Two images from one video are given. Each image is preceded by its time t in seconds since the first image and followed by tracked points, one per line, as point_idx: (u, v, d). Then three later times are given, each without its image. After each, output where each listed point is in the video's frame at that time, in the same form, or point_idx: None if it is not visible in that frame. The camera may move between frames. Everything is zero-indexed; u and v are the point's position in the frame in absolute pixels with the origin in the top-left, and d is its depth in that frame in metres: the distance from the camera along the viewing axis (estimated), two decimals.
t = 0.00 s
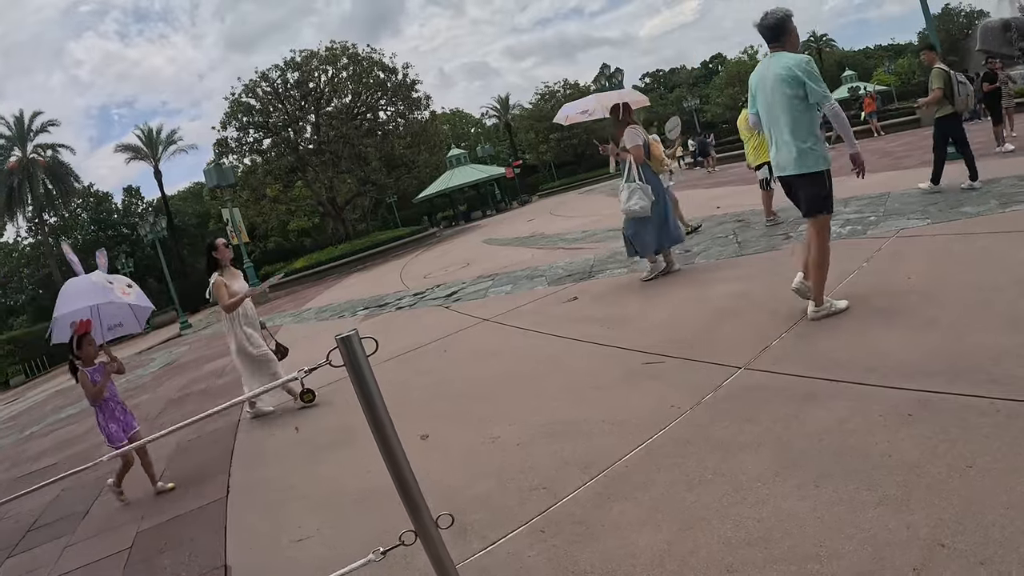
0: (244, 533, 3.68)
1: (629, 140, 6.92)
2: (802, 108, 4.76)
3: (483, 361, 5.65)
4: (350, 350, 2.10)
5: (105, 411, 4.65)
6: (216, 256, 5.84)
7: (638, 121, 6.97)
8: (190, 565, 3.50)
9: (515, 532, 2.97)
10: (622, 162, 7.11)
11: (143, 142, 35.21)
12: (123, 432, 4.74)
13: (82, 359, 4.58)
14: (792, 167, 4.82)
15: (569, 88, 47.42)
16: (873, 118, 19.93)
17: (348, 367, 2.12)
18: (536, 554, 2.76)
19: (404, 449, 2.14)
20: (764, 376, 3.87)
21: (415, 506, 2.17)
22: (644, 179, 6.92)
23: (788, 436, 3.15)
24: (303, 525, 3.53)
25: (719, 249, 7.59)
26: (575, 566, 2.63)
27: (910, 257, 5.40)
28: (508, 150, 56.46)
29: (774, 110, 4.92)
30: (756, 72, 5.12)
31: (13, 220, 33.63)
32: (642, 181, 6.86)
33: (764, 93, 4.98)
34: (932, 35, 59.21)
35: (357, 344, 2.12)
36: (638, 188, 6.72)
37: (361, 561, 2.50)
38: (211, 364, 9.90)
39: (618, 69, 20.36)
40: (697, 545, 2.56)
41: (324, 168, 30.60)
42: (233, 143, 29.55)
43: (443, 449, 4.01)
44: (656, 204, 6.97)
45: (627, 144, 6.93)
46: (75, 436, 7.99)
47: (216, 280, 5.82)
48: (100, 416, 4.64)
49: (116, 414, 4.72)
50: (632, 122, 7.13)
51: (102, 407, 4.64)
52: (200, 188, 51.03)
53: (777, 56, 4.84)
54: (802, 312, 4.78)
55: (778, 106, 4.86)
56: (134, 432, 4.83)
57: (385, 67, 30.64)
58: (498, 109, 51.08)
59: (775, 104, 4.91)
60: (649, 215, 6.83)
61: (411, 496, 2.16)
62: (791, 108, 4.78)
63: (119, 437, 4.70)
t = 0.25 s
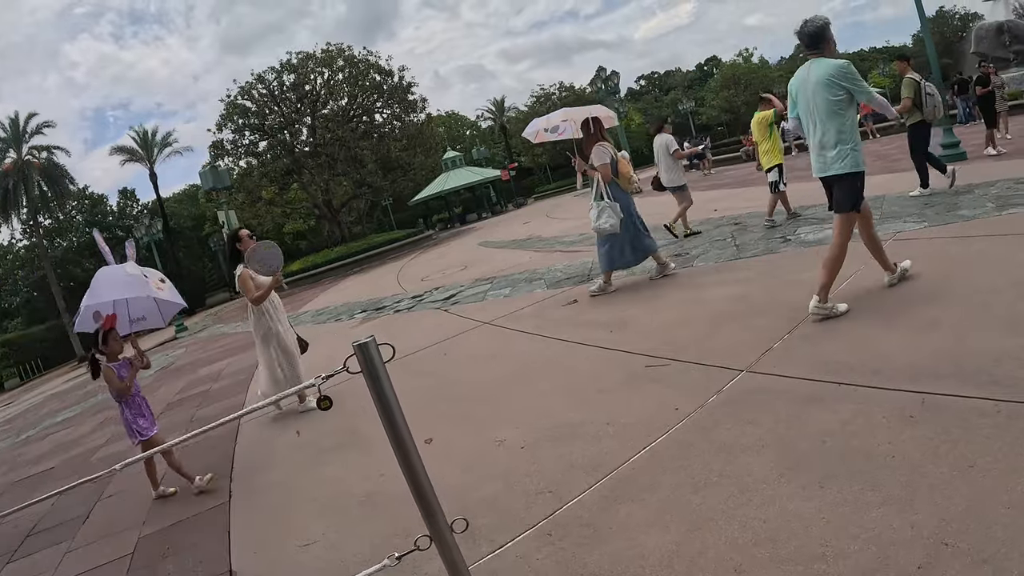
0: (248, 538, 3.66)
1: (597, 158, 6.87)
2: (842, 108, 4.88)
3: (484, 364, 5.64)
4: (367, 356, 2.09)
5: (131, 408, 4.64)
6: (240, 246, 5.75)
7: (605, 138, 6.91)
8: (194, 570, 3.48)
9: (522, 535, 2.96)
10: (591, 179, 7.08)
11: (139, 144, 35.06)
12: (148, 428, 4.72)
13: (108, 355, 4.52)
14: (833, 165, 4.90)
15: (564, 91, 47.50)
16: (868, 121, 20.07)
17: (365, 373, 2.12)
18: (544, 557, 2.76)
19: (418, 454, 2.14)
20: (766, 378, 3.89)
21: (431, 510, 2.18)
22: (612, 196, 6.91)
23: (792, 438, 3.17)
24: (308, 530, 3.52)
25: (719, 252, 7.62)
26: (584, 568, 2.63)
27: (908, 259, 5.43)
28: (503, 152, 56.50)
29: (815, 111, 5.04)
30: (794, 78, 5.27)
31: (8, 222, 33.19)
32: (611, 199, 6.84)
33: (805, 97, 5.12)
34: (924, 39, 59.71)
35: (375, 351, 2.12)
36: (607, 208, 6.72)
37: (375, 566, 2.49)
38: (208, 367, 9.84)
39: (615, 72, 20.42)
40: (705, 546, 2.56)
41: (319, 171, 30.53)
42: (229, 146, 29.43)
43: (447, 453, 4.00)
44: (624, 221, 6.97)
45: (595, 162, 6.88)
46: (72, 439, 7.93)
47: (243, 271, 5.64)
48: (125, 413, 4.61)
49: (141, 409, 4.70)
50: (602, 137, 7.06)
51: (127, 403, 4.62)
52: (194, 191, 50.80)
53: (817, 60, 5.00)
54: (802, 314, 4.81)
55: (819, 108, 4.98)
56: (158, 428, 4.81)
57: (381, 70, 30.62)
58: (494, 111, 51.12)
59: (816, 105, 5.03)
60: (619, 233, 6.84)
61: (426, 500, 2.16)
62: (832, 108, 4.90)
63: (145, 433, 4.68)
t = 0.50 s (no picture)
0: (244, 539, 3.65)
1: (556, 163, 6.87)
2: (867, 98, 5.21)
3: (478, 364, 5.65)
4: (368, 354, 2.10)
5: (158, 400, 4.57)
6: (261, 240, 5.73)
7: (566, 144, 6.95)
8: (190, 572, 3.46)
9: (520, 534, 2.97)
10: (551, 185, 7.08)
11: (130, 145, 34.81)
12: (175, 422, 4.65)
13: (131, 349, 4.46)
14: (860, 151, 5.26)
15: (556, 92, 47.54)
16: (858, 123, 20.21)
17: (366, 371, 2.12)
18: (542, 555, 2.77)
19: (418, 450, 2.15)
20: (760, 378, 3.92)
21: (431, 508, 2.19)
22: (572, 201, 6.89)
23: (786, 436, 3.20)
24: (304, 531, 3.51)
25: (711, 253, 7.66)
26: (581, 566, 2.64)
27: (899, 260, 5.49)
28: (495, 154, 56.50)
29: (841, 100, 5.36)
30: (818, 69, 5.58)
31: None
32: (572, 202, 6.82)
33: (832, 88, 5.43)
34: (913, 42, 60.27)
35: (375, 349, 2.13)
36: (567, 208, 6.66)
37: (375, 565, 2.50)
38: (201, 369, 9.78)
39: (607, 73, 20.47)
40: (702, 543, 2.58)
41: (311, 172, 30.40)
42: (220, 147, 29.27)
43: (443, 453, 4.01)
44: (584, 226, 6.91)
45: (556, 167, 6.87)
46: (63, 442, 7.85)
47: (263, 263, 5.68)
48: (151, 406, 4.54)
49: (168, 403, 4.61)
50: (563, 144, 7.10)
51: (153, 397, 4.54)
52: (185, 193, 50.44)
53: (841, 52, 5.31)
54: (795, 314, 4.85)
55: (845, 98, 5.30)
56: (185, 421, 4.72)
57: (373, 71, 30.56)
58: (486, 113, 51.12)
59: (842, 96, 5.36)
60: (580, 236, 6.76)
61: (426, 498, 2.17)
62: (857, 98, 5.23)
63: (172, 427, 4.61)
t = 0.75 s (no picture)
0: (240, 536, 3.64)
1: (521, 172, 6.92)
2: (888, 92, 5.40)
3: (473, 361, 5.65)
4: (368, 344, 2.11)
5: (180, 386, 4.57)
6: (289, 224, 5.84)
7: (529, 153, 6.97)
8: (185, 569, 3.45)
9: (516, 528, 2.98)
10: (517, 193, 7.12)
11: (121, 144, 34.54)
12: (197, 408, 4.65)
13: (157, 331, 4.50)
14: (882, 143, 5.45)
15: (548, 92, 47.53)
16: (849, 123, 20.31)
17: (365, 360, 2.13)
18: (539, 548, 2.78)
19: (418, 441, 2.15)
20: (753, 373, 3.95)
21: (430, 500, 2.19)
22: (538, 210, 6.98)
23: (780, 429, 3.22)
24: (300, 527, 3.51)
25: (704, 250, 7.70)
26: (579, 558, 2.66)
27: (890, 257, 5.54)
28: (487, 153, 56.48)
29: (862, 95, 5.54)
30: (840, 64, 5.75)
31: None
32: (537, 210, 6.91)
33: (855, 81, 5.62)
34: (903, 43, 60.68)
35: (374, 339, 2.13)
36: (533, 218, 6.78)
37: (372, 557, 2.51)
38: (193, 367, 9.73)
39: (599, 72, 20.49)
40: (698, 535, 2.60)
41: (303, 171, 30.27)
42: (211, 145, 29.11)
43: (438, 449, 4.01)
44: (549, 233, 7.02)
45: (521, 176, 6.93)
46: (54, 441, 7.80)
47: (291, 246, 5.76)
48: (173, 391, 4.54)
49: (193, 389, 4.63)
50: (529, 152, 7.12)
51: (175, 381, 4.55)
52: (176, 191, 50.12)
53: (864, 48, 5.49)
54: (788, 310, 4.89)
55: (869, 93, 5.48)
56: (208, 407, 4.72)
57: (365, 69, 30.48)
58: (477, 112, 51.08)
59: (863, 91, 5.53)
60: (546, 244, 6.90)
61: (425, 489, 2.17)
62: (879, 92, 5.42)
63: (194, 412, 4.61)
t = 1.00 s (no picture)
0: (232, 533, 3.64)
1: (481, 175, 6.85)
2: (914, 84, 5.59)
3: (466, 359, 5.66)
4: (360, 336, 2.12)
5: (211, 368, 4.58)
6: (312, 208, 5.72)
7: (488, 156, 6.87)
8: (177, 566, 3.45)
9: (509, 522, 3.00)
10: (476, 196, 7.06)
11: (112, 142, 34.35)
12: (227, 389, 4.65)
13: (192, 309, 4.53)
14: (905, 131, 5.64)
15: (541, 91, 47.61)
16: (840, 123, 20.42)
17: (356, 353, 2.14)
18: (531, 543, 2.79)
19: (410, 434, 2.16)
20: (744, 369, 3.97)
21: (421, 492, 2.20)
22: (496, 213, 6.96)
23: (771, 425, 3.25)
24: (292, 524, 3.51)
25: (695, 248, 7.73)
26: (571, 552, 2.67)
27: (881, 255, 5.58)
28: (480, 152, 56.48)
29: (886, 85, 5.73)
30: (867, 58, 5.90)
31: None
32: (495, 215, 6.89)
33: (882, 74, 5.77)
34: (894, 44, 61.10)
35: (366, 332, 2.14)
36: (488, 222, 6.78)
37: (364, 551, 2.51)
38: (185, 366, 9.70)
39: (592, 72, 20.54)
40: (689, 529, 2.62)
41: (295, 170, 30.21)
42: (204, 143, 29.00)
43: (431, 445, 4.02)
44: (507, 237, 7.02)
45: (480, 179, 6.86)
46: (45, 440, 7.76)
47: (314, 230, 5.67)
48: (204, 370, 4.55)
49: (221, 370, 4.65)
50: (488, 157, 7.05)
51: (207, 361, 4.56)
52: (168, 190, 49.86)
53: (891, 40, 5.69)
54: (779, 307, 4.93)
55: (895, 83, 5.68)
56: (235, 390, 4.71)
57: (358, 68, 30.45)
58: (470, 112, 51.09)
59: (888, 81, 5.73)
60: (501, 248, 6.91)
61: (417, 482, 2.18)
62: (904, 82, 5.61)
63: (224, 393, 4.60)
